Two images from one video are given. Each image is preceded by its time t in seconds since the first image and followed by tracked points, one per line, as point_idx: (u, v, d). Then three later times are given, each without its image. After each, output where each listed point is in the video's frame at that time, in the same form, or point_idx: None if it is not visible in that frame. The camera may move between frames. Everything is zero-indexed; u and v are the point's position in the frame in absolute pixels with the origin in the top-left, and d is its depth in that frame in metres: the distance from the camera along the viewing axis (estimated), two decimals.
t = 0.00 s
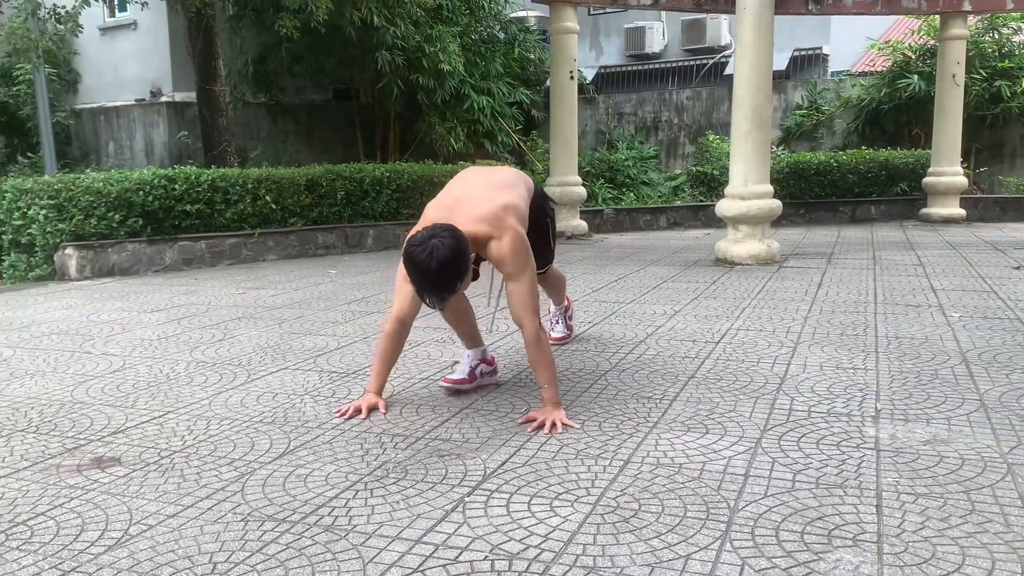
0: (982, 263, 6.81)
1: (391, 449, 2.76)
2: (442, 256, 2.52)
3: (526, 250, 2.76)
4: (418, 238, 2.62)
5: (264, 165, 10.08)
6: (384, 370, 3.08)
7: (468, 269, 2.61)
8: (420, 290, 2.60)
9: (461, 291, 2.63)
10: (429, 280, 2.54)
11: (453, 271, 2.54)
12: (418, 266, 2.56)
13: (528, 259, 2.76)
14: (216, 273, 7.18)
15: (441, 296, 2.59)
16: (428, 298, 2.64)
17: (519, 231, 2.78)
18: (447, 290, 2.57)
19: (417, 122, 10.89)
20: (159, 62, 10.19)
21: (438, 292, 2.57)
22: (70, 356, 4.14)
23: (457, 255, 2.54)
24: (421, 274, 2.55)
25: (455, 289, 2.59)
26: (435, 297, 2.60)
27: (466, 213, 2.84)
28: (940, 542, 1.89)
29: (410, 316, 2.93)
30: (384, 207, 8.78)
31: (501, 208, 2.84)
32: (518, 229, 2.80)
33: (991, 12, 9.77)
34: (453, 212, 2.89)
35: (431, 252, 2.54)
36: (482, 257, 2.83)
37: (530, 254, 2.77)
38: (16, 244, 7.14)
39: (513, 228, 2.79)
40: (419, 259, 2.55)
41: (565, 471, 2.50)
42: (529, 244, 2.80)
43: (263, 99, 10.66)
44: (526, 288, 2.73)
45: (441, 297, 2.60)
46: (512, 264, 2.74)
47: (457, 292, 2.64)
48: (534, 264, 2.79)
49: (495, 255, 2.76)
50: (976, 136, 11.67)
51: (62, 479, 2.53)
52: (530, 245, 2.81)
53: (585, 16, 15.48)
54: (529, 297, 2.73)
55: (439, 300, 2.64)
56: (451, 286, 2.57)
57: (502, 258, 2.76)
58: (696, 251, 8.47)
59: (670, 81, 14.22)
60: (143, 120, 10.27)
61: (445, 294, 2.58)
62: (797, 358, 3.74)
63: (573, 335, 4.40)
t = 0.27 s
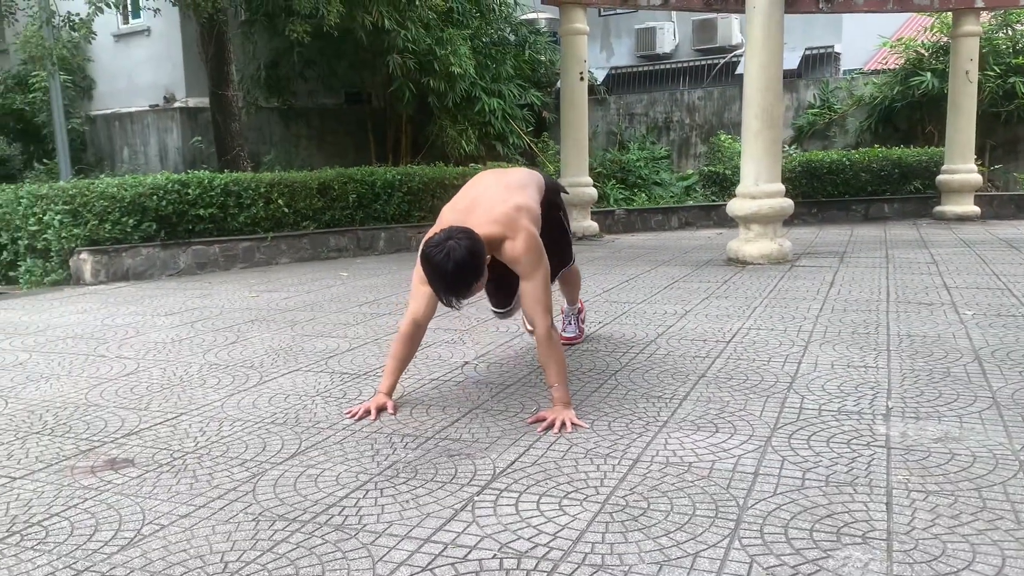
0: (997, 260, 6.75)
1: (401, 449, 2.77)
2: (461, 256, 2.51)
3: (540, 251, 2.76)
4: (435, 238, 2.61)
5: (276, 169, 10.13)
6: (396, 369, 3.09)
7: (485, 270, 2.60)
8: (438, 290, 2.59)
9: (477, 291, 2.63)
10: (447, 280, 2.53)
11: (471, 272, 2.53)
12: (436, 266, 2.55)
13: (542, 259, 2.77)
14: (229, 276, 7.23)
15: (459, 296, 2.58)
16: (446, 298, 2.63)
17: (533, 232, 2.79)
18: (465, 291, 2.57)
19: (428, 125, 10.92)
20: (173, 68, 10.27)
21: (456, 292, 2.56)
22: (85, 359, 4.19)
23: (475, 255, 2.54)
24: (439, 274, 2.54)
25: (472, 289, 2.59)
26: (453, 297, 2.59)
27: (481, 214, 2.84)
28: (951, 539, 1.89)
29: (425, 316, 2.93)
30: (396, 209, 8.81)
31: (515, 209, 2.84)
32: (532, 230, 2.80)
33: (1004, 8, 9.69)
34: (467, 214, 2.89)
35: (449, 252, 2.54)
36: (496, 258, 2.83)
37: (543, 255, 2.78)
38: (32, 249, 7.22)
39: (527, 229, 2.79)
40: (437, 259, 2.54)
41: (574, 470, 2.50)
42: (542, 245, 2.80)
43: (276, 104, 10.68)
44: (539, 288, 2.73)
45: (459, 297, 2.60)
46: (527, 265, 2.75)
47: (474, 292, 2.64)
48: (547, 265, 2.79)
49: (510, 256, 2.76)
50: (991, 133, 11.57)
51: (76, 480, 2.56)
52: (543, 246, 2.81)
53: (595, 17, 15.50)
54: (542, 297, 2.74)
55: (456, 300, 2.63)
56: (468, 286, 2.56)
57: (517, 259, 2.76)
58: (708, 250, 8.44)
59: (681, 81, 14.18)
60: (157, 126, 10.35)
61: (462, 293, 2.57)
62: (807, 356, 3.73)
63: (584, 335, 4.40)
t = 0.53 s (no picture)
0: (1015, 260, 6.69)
1: (413, 450, 2.78)
2: (476, 253, 2.52)
3: (554, 252, 2.77)
4: (452, 235, 2.62)
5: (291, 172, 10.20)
6: (409, 372, 3.09)
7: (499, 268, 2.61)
8: (451, 286, 2.60)
9: (491, 289, 2.63)
10: (461, 277, 2.54)
11: (485, 268, 2.54)
12: (450, 262, 2.56)
13: (555, 261, 2.77)
14: (245, 279, 7.29)
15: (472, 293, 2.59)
16: (459, 295, 2.64)
17: (547, 233, 2.80)
18: (478, 287, 2.57)
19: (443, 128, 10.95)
20: (189, 73, 10.37)
21: (470, 289, 2.56)
22: (101, 361, 4.23)
23: (490, 252, 2.55)
24: (453, 270, 2.55)
25: (486, 286, 2.59)
26: (466, 293, 2.60)
27: (495, 215, 2.85)
28: (964, 539, 1.89)
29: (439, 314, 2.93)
30: (410, 212, 8.84)
31: (529, 211, 2.86)
32: (546, 231, 2.81)
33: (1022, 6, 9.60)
34: (482, 215, 2.90)
35: (464, 248, 2.55)
36: (509, 258, 2.84)
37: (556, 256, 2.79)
38: (50, 253, 7.30)
39: (541, 230, 2.80)
40: (451, 255, 2.55)
41: (586, 471, 2.49)
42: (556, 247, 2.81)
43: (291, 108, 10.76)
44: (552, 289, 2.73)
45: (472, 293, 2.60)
46: (540, 265, 2.75)
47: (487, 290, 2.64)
48: (560, 266, 2.80)
49: (523, 256, 2.77)
50: (1009, 131, 11.45)
51: (92, 481, 2.59)
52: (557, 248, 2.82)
53: (609, 18, 15.49)
54: (555, 297, 2.74)
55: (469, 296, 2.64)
56: (482, 283, 2.57)
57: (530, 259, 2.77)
58: (722, 251, 8.40)
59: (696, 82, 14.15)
60: (174, 130, 10.44)
61: (477, 290, 2.58)
62: (822, 357, 3.71)
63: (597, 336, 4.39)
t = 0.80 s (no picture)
0: None
1: (421, 449, 2.78)
2: (478, 245, 2.53)
3: (561, 253, 2.75)
4: (458, 227, 2.63)
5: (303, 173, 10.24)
6: (418, 371, 3.09)
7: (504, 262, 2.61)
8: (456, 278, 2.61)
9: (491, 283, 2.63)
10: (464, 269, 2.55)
11: (488, 261, 2.54)
12: (455, 255, 2.57)
13: (563, 260, 2.76)
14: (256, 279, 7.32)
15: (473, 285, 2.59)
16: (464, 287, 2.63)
17: (556, 232, 2.78)
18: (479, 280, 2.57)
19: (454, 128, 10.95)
20: (202, 74, 10.43)
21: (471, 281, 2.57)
22: (113, 360, 4.26)
23: (494, 245, 2.55)
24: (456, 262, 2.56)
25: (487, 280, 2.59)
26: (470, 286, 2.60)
27: (507, 212, 2.85)
28: (974, 540, 1.92)
29: (446, 314, 2.93)
30: (421, 212, 8.85)
31: (540, 210, 2.85)
32: (555, 230, 2.79)
33: None
34: (492, 213, 2.90)
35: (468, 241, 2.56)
36: (518, 256, 2.83)
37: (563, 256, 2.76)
38: (64, 253, 7.35)
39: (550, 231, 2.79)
40: (455, 247, 2.56)
41: (592, 470, 2.49)
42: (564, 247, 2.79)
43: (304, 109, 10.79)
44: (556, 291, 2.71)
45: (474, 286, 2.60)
46: (547, 265, 2.74)
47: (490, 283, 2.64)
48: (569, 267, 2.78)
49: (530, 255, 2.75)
50: None
51: (101, 479, 2.60)
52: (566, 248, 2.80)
53: (622, 17, 15.44)
54: (560, 298, 2.72)
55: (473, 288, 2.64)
56: (487, 275, 2.57)
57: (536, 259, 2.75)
58: (734, 251, 8.36)
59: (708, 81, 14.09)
60: (187, 130, 10.50)
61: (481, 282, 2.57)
62: (833, 356, 3.69)
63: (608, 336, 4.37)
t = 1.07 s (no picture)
0: None
1: (423, 448, 2.79)
2: (458, 230, 2.52)
3: (554, 251, 2.74)
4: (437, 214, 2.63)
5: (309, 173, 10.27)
6: (418, 369, 3.13)
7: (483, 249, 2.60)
8: (435, 264, 2.60)
9: (472, 271, 2.61)
10: (442, 253, 2.54)
11: (468, 247, 2.53)
12: (433, 240, 2.56)
13: (557, 260, 2.75)
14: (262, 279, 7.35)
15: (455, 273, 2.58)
16: (444, 275, 2.62)
17: (548, 230, 2.77)
18: (460, 267, 2.56)
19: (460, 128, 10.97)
20: (209, 76, 10.47)
21: (451, 267, 2.55)
22: (120, 360, 4.29)
23: (474, 232, 2.54)
24: (435, 246, 2.55)
25: (468, 267, 2.58)
26: (449, 273, 2.59)
27: (498, 208, 2.84)
28: (973, 538, 1.93)
29: (433, 312, 2.95)
30: (426, 212, 8.88)
31: (534, 209, 2.85)
32: (548, 229, 2.79)
33: None
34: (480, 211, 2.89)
35: (448, 226, 2.55)
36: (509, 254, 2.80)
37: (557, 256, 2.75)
38: (71, 254, 7.39)
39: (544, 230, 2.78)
40: (435, 232, 2.56)
41: (594, 468, 2.50)
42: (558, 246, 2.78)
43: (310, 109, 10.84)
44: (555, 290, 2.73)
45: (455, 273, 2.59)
46: (541, 264, 2.73)
47: (472, 271, 2.63)
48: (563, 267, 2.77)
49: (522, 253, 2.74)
50: None
51: (107, 478, 2.62)
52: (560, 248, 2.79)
53: (626, 17, 15.43)
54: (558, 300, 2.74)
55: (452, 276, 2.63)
56: (465, 261, 2.55)
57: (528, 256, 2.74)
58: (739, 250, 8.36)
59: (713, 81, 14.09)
60: (194, 132, 10.55)
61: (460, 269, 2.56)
62: (836, 355, 3.69)
63: (611, 335, 4.38)
